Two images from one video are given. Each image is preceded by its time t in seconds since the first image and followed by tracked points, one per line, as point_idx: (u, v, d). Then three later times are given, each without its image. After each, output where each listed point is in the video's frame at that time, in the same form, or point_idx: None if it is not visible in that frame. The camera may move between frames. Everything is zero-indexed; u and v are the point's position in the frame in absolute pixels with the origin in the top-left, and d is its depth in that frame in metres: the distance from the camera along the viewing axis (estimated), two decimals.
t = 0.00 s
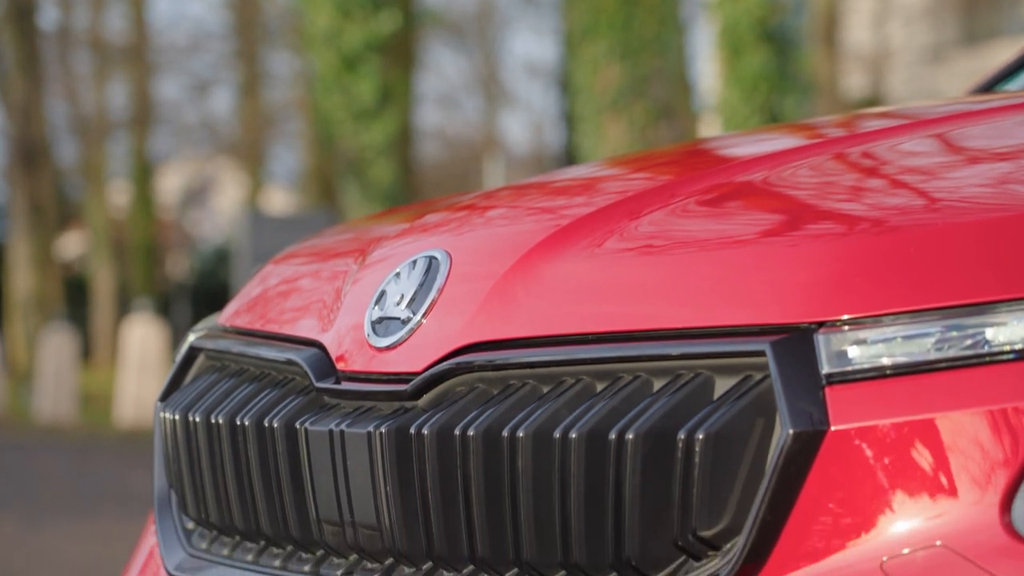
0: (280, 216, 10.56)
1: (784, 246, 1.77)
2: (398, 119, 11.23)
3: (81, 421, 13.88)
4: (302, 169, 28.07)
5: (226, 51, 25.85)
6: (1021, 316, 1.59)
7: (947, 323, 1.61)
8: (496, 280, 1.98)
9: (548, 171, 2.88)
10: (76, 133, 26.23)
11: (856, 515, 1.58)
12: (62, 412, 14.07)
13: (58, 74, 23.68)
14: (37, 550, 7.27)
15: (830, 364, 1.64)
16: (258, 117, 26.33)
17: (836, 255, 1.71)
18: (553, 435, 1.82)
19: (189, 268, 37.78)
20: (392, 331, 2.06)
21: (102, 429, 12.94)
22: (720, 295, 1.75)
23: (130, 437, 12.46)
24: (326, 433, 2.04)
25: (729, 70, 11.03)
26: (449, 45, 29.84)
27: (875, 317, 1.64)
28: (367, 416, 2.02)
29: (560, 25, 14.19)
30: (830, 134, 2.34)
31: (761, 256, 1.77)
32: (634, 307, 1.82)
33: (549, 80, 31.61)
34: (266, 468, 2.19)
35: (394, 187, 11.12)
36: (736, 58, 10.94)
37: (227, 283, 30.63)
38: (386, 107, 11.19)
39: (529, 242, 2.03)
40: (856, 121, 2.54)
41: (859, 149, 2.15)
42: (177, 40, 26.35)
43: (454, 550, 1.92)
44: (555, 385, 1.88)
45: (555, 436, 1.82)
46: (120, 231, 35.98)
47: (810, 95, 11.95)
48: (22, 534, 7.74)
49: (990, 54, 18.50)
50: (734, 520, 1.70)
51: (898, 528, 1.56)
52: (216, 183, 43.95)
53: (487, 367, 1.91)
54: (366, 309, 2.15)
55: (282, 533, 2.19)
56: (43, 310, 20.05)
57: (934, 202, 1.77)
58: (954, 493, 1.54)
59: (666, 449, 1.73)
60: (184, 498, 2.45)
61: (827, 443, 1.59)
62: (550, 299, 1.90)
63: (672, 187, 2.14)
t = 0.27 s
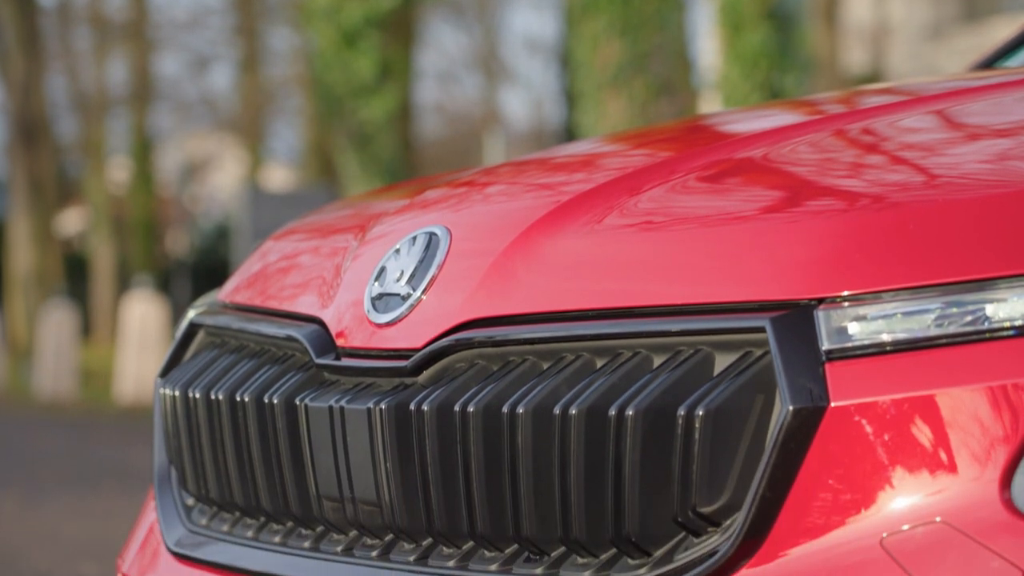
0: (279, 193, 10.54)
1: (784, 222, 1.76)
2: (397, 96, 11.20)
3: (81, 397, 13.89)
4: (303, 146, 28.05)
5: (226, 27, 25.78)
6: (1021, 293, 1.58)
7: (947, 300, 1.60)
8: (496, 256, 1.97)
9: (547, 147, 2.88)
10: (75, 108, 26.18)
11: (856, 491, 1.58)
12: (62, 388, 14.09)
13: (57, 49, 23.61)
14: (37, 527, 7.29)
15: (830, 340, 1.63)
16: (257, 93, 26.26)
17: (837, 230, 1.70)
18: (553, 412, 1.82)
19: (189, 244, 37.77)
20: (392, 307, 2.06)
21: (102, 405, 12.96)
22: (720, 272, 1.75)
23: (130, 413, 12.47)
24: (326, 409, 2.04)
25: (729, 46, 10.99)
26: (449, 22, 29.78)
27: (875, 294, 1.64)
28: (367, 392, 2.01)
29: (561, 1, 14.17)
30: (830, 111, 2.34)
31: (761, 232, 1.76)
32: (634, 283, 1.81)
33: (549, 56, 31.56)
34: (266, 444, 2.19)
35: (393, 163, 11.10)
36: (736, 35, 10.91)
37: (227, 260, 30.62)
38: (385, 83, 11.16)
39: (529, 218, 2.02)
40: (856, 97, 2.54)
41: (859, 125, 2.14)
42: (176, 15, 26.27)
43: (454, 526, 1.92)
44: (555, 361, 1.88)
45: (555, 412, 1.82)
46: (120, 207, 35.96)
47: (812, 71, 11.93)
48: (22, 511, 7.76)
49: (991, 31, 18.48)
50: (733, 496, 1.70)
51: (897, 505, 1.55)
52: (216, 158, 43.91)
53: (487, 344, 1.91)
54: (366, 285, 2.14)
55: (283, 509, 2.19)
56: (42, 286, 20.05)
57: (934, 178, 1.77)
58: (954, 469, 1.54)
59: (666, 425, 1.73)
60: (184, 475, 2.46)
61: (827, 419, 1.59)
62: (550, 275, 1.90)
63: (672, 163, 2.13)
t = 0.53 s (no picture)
0: (279, 169, 10.53)
1: (784, 198, 1.76)
2: (397, 72, 11.18)
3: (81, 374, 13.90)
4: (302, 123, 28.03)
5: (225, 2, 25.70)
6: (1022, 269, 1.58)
7: (947, 276, 1.60)
8: (496, 232, 1.97)
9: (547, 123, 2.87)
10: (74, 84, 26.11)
11: (857, 467, 1.57)
12: (62, 364, 14.11)
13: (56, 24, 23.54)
14: (38, 502, 7.30)
15: (830, 316, 1.63)
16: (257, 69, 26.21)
17: (837, 206, 1.70)
18: (553, 388, 1.82)
19: (189, 220, 37.75)
20: (392, 283, 2.06)
21: (103, 381, 12.98)
22: (720, 248, 1.75)
23: (130, 389, 12.49)
24: (326, 385, 2.04)
25: (729, 22, 10.96)
26: None
27: (875, 270, 1.64)
28: (367, 368, 2.01)
29: None
30: (830, 87, 2.33)
31: (761, 208, 1.76)
32: (633, 259, 1.81)
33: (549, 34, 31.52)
34: (266, 420, 2.19)
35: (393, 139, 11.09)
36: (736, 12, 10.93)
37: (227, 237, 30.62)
38: (385, 59, 11.14)
39: (529, 194, 2.02)
40: (856, 72, 2.53)
41: (859, 101, 2.13)
42: None
43: (454, 502, 1.93)
44: (555, 337, 1.88)
45: (555, 388, 1.82)
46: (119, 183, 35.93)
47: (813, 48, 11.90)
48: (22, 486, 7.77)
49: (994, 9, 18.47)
50: (733, 472, 1.70)
51: (897, 481, 1.55)
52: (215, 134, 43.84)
53: (487, 320, 1.91)
54: (366, 261, 2.14)
55: (283, 485, 2.19)
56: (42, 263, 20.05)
57: (934, 154, 1.76)
58: (953, 445, 1.54)
59: (666, 401, 1.73)
60: (184, 451, 2.46)
61: (827, 395, 1.59)
62: (550, 251, 1.90)
63: (672, 139, 2.13)
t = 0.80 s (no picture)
0: (279, 150, 10.51)
1: (785, 179, 1.75)
2: (398, 53, 11.15)
3: (82, 355, 13.90)
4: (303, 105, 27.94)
5: None
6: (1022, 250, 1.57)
7: (948, 257, 1.60)
8: (496, 213, 1.97)
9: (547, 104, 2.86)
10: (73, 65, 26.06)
11: (856, 448, 1.57)
12: (63, 345, 14.12)
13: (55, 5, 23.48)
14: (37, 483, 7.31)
15: (830, 298, 1.63)
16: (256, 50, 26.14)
17: (837, 187, 1.70)
18: (553, 368, 1.82)
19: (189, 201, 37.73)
20: (392, 264, 2.05)
21: (103, 362, 12.99)
22: (720, 229, 1.74)
23: (130, 370, 12.51)
24: (326, 365, 2.04)
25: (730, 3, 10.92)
26: None
27: (875, 251, 1.63)
28: (367, 349, 2.01)
29: None
30: (830, 68, 2.32)
31: (761, 189, 1.75)
32: (633, 240, 1.81)
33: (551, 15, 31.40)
34: (266, 401, 2.19)
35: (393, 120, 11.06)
36: None
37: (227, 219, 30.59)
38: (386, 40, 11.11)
39: (528, 175, 2.01)
40: (856, 53, 2.52)
41: (859, 82, 2.12)
42: None
43: (454, 482, 1.93)
44: (555, 318, 1.88)
45: (555, 368, 1.82)
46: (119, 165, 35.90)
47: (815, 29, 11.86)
48: (22, 467, 7.78)
49: None
50: (733, 454, 1.70)
51: (898, 462, 1.55)
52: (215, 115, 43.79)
53: (487, 301, 1.91)
54: (366, 242, 2.14)
55: (283, 467, 2.20)
56: (42, 244, 20.04)
57: (934, 135, 1.76)
58: (954, 427, 1.53)
59: (666, 381, 1.73)
60: (184, 432, 2.46)
61: (827, 376, 1.59)
62: (550, 232, 1.89)
63: (672, 120, 2.12)
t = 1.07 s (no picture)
0: (279, 127, 10.49)
1: (785, 156, 1.75)
2: (398, 31, 11.09)
3: (82, 333, 13.90)
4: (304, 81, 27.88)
5: None
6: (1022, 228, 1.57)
7: (948, 235, 1.59)
8: (497, 190, 1.96)
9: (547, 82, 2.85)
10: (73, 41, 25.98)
11: (857, 426, 1.57)
12: (64, 322, 14.13)
13: None
14: (38, 460, 7.32)
15: (830, 275, 1.63)
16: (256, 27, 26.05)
17: (838, 164, 1.69)
18: (553, 346, 1.82)
19: (189, 179, 37.69)
20: (392, 241, 2.05)
21: (103, 339, 13.00)
22: (720, 206, 1.74)
23: (131, 347, 12.51)
24: (326, 342, 2.04)
25: None
26: None
27: (876, 228, 1.63)
28: (368, 326, 2.01)
29: None
30: (830, 45, 2.31)
31: (761, 166, 1.75)
32: (633, 218, 1.80)
33: None
34: (267, 378, 2.19)
35: (393, 98, 11.03)
36: None
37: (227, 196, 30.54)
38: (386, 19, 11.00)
39: (528, 152, 2.01)
40: (857, 30, 2.51)
41: (860, 59, 2.12)
42: None
43: (454, 459, 1.93)
44: (555, 296, 1.88)
45: (555, 346, 1.82)
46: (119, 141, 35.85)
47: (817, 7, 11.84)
48: (23, 444, 7.79)
49: None
50: (733, 431, 1.70)
51: (897, 439, 1.54)
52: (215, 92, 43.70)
53: (487, 278, 1.91)
54: (366, 219, 2.13)
55: (284, 444, 2.20)
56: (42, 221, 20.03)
57: (935, 112, 1.75)
58: (953, 404, 1.53)
59: (666, 358, 1.73)
60: (185, 409, 2.46)
61: (827, 353, 1.59)
62: (550, 209, 1.89)
63: (672, 97, 2.11)
